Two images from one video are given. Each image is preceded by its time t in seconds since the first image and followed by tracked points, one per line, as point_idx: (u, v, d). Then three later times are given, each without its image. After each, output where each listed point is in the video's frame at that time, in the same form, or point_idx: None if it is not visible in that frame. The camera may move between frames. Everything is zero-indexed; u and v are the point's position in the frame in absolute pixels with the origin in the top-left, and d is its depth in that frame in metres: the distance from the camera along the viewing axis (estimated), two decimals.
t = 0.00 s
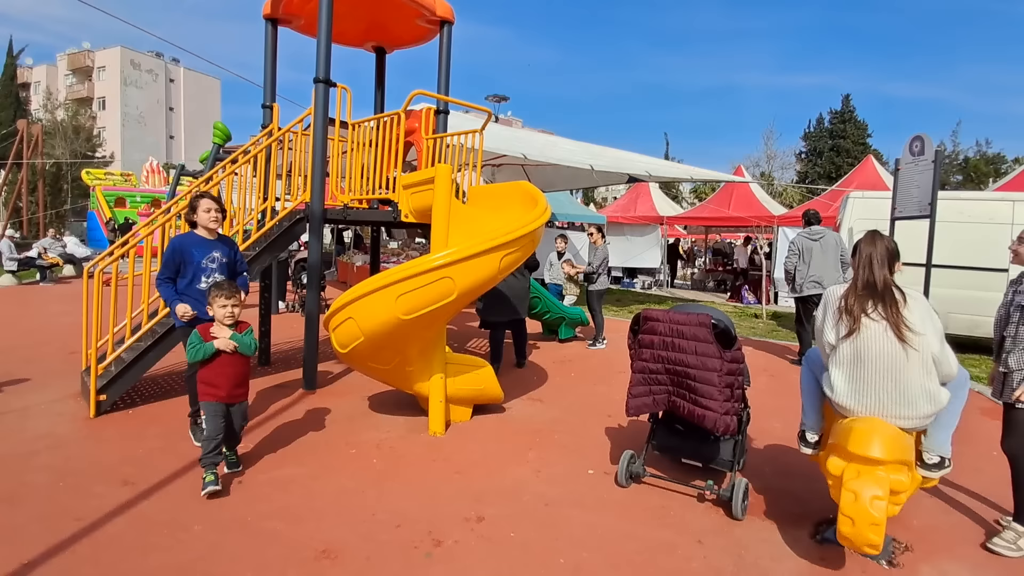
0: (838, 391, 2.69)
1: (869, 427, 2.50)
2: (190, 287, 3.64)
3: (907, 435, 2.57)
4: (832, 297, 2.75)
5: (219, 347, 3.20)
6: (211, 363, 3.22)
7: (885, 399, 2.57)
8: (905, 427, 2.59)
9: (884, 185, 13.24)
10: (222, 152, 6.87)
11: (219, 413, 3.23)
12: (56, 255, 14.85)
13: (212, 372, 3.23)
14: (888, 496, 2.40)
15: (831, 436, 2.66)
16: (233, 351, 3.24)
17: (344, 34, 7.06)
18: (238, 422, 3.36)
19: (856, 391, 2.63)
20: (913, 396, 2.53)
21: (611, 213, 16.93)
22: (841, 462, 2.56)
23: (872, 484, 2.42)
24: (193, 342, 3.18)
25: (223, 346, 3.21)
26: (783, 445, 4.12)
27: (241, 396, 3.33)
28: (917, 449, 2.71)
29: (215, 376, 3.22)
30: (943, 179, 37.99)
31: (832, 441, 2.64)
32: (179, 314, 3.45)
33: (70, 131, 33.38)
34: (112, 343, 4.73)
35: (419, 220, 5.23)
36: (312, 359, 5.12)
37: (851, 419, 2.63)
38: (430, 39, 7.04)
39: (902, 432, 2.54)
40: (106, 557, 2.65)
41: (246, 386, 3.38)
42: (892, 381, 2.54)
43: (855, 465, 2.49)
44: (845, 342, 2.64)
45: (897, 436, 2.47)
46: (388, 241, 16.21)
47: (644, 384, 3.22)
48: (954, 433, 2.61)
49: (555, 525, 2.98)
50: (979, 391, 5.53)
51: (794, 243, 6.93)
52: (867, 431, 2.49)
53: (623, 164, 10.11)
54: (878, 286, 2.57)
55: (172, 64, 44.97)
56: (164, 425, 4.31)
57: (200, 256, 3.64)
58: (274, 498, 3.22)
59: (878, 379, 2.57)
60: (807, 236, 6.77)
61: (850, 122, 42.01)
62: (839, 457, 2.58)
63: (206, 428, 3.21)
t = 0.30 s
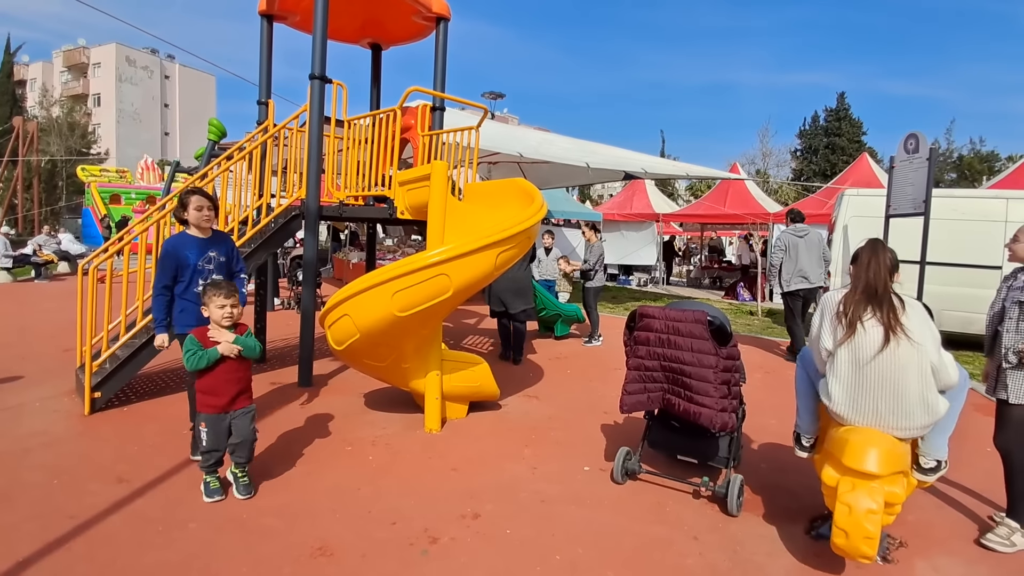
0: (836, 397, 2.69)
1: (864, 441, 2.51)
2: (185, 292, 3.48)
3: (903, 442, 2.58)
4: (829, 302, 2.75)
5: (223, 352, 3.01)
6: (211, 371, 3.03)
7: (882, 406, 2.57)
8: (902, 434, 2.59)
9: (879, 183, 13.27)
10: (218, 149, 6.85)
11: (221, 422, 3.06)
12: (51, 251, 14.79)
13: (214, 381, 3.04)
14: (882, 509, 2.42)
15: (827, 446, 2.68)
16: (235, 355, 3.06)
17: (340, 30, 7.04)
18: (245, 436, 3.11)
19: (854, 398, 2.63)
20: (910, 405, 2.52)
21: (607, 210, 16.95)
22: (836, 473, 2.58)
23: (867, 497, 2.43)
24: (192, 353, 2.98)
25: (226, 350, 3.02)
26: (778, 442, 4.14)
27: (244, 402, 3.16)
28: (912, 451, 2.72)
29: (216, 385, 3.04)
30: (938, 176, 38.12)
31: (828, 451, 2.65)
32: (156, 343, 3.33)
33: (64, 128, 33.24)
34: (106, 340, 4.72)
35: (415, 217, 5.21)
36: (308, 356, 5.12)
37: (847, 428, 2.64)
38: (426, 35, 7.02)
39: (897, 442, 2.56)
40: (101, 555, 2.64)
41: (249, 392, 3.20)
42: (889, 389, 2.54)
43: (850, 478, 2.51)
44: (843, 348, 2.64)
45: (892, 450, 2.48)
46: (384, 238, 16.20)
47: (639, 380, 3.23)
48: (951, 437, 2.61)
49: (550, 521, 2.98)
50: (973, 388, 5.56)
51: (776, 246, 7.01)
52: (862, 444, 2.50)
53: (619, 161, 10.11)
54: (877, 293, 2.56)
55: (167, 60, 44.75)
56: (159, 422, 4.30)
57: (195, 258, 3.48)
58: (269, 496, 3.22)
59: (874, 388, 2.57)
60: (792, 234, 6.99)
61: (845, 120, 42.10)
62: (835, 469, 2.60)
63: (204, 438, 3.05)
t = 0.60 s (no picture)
0: (840, 371, 2.69)
1: (867, 408, 2.52)
2: (179, 286, 3.38)
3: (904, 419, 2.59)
4: (836, 280, 2.77)
5: (239, 360, 2.76)
6: (228, 381, 2.78)
7: (886, 379, 2.58)
8: (902, 410, 2.60)
9: (877, 181, 13.28)
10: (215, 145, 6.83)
11: (233, 435, 2.79)
12: (47, 247, 14.76)
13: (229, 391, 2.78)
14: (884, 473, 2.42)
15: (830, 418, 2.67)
16: (253, 364, 2.82)
17: (338, 26, 7.01)
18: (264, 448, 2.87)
19: (858, 371, 2.64)
20: (912, 377, 2.54)
21: (605, 208, 16.96)
22: (838, 440, 2.56)
23: (869, 461, 2.43)
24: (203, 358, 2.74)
25: (243, 358, 2.78)
26: (776, 438, 4.15)
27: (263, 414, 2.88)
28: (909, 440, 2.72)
29: (232, 395, 2.78)
30: (935, 175, 38.18)
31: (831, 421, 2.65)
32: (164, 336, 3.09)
33: (61, 123, 33.06)
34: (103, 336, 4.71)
35: (413, 214, 5.20)
36: (306, 352, 5.12)
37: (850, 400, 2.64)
38: (425, 32, 6.99)
39: (899, 414, 2.56)
40: (99, 552, 2.64)
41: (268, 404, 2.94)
42: (894, 362, 2.56)
43: (852, 443, 2.50)
44: (850, 322, 2.66)
45: (894, 419, 2.49)
46: (382, 235, 16.19)
47: (637, 377, 3.23)
48: (947, 424, 2.64)
49: (548, 518, 2.99)
50: (970, 385, 5.58)
51: (772, 242, 6.95)
52: (866, 411, 2.50)
53: (617, 159, 10.10)
54: (885, 271, 2.60)
55: (165, 55, 44.59)
56: (156, 419, 4.30)
57: (187, 252, 3.38)
58: (268, 492, 3.22)
59: (879, 361, 2.58)
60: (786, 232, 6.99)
61: (843, 118, 42.11)
62: (838, 436, 2.59)
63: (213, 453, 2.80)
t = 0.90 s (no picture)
0: (836, 353, 2.72)
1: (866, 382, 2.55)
2: (183, 291, 3.22)
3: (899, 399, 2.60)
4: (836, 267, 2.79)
5: (235, 371, 2.55)
6: (225, 392, 2.58)
7: (881, 361, 2.61)
8: (897, 390, 2.62)
9: (875, 179, 13.30)
10: (213, 140, 6.81)
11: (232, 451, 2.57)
12: (44, 244, 14.74)
13: (224, 402, 2.57)
14: (882, 442, 2.42)
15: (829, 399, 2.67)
16: (251, 374, 2.61)
17: (337, 22, 6.99)
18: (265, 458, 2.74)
19: (854, 354, 2.67)
20: (907, 358, 2.56)
21: (605, 205, 16.96)
22: (836, 415, 2.57)
23: (867, 429, 2.43)
24: (196, 369, 2.52)
25: (239, 369, 2.56)
26: (774, 435, 4.16)
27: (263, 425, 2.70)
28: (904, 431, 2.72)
29: (230, 408, 2.58)
30: (933, 174, 38.18)
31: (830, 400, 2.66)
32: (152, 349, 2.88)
33: (57, 119, 33.05)
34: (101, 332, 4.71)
35: (413, 211, 5.20)
36: (305, 349, 5.12)
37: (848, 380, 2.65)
38: (425, 28, 6.97)
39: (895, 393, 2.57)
40: (96, 549, 2.65)
41: (267, 413, 2.75)
42: (890, 344, 2.58)
43: (851, 414, 2.51)
44: (847, 308, 2.68)
45: (890, 394, 2.52)
46: (381, 232, 16.17)
47: (636, 375, 3.23)
48: (941, 414, 2.64)
49: (546, 514, 3.00)
50: (967, 383, 5.59)
51: (764, 234, 6.88)
52: (865, 384, 2.53)
53: (616, 156, 10.09)
54: (883, 256, 2.61)
55: (163, 51, 44.45)
56: (153, 415, 4.30)
57: (192, 255, 3.21)
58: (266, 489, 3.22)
59: (876, 343, 2.61)
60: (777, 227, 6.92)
61: (842, 116, 42.07)
62: (836, 411, 2.59)
63: (217, 477, 2.53)
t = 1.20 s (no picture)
0: (832, 361, 2.72)
1: (861, 394, 2.55)
2: (187, 289, 2.98)
3: (896, 406, 2.62)
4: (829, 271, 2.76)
5: (227, 378, 2.42)
6: (216, 401, 2.46)
7: (877, 369, 2.61)
8: (894, 397, 2.63)
9: (875, 177, 13.29)
10: (213, 136, 6.81)
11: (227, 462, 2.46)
12: (40, 239, 14.72)
13: (217, 413, 2.44)
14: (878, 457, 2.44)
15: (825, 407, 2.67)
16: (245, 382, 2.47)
17: (338, 18, 6.99)
18: (266, 476, 2.47)
19: (850, 362, 2.67)
20: (903, 366, 2.57)
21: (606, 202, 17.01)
22: (832, 427, 2.58)
23: (864, 445, 2.45)
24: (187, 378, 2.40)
25: (232, 376, 2.43)
26: (774, 432, 4.17)
27: (262, 439, 2.52)
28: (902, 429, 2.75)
29: (222, 419, 2.44)
30: (932, 172, 38.12)
31: (825, 410, 2.66)
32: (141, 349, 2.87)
33: (55, 113, 33.09)
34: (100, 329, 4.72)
35: (414, 207, 5.21)
36: (306, 345, 5.13)
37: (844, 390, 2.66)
38: (426, 23, 6.97)
39: (892, 402, 2.59)
40: (96, 546, 2.66)
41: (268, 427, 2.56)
42: (885, 353, 2.58)
43: (847, 429, 2.52)
44: (841, 315, 2.67)
45: (885, 405, 2.52)
46: (381, 228, 16.15)
47: (638, 371, 3.25)
48: (939, 413, 2.67)
49: (546, 510, 3.01)
50: (966, 380, 5.60)
51: (751, 234, 6.89)
52: (860, 397, 2.53)
53: (617, 153, 10.09)
54: (878, 259, 2.58)
55: (162, 46, 44.37)
56: (153, 411, 4.31)
57: (197, 249, 2.99)
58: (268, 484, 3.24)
59: (871, 352, 2.61)
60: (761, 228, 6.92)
61: (842, 114, 41.99)
62: (831, 422, 2.60)
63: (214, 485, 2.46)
